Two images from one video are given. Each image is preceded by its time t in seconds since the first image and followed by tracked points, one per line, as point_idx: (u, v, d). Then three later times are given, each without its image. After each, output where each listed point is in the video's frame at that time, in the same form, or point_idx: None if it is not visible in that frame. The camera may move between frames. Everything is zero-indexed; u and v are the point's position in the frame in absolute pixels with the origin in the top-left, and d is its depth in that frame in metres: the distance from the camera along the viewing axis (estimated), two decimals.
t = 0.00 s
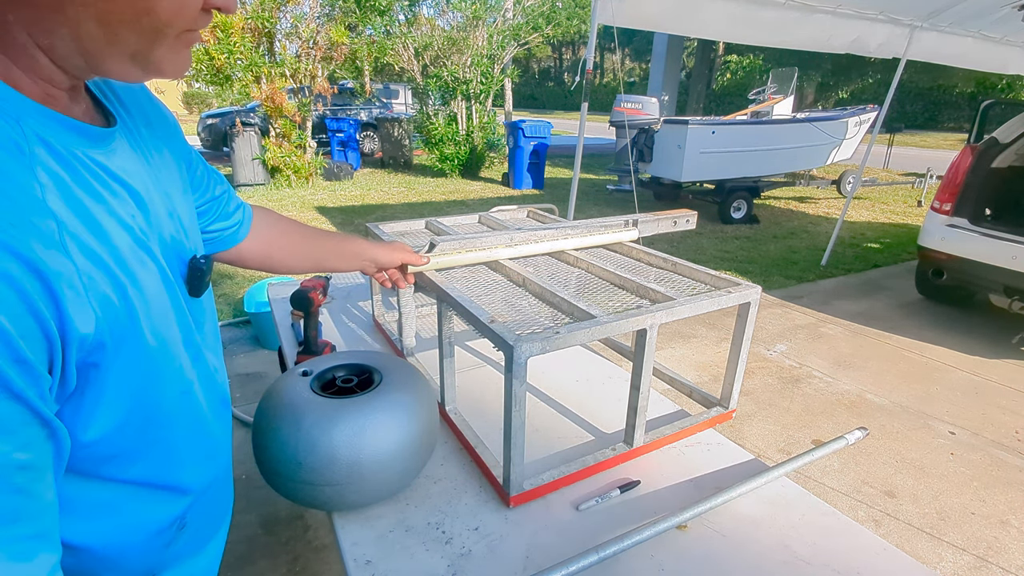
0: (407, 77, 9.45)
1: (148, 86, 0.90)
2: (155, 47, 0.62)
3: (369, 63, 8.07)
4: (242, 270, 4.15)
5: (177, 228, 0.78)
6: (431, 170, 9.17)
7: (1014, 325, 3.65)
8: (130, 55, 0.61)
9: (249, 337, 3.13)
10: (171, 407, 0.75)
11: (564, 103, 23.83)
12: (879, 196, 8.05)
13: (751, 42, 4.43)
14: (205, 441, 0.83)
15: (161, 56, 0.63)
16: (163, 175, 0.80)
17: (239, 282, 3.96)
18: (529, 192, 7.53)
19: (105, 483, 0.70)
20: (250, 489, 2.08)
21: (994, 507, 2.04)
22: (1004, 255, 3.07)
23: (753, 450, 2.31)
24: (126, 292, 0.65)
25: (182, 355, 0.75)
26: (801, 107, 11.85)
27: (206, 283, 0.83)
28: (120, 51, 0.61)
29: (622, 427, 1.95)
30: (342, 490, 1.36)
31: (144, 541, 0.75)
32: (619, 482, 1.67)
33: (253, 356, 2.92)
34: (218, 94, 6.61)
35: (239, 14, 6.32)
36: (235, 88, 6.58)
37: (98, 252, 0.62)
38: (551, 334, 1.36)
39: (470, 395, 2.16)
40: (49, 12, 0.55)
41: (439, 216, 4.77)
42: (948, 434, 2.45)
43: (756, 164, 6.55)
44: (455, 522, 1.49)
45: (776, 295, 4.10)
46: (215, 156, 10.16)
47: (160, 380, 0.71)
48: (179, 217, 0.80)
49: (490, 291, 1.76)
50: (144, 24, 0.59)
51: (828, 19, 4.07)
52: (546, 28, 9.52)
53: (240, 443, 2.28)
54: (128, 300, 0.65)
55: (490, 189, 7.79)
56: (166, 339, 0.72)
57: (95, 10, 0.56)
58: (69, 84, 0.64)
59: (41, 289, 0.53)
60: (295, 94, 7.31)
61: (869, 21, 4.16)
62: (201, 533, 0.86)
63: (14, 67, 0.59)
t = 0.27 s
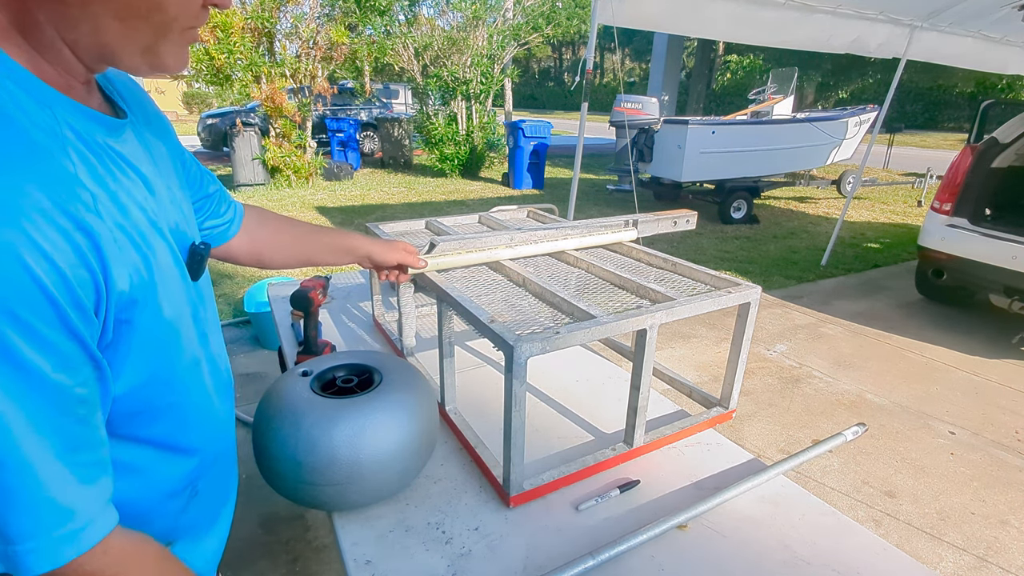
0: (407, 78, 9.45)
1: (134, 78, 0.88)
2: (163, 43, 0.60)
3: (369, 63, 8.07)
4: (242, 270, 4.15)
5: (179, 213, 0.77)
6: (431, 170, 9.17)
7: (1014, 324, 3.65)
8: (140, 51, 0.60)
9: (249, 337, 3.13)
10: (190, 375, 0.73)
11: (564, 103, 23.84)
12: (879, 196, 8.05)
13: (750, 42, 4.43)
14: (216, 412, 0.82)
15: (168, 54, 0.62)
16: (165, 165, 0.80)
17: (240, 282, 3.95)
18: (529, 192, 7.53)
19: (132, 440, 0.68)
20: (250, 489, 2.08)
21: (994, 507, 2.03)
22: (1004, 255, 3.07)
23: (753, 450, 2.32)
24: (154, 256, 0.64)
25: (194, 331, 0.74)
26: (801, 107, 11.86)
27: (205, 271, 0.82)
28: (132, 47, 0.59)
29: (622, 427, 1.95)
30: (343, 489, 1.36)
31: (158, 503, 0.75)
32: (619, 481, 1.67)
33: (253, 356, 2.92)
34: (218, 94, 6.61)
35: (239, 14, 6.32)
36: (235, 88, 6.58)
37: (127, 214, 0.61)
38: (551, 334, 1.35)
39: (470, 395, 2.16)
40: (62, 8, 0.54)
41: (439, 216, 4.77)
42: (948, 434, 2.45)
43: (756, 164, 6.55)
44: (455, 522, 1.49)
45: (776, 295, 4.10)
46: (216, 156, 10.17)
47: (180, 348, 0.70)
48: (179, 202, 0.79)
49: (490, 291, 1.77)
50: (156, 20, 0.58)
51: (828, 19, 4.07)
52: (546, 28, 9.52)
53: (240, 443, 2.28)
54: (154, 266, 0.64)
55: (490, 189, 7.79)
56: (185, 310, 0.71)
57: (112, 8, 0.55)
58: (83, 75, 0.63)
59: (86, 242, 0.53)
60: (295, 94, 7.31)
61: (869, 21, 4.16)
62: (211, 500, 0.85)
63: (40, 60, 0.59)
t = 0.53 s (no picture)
0: (407, 78, 9.45)
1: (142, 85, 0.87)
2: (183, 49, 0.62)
3: (369, 62, 8.06)
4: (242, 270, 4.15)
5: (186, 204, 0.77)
6: (431, 170, 9.17)
7: (1014, 324, 3.65)
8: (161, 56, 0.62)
9: (249, 337, 3.13)
10: (203, 350, 0.73)
11: (564, 103, 23.83)
12: (879, 196, 8.05)
13: (750, 42, 4.43)
14: (222, 389, 0.82)
15: (186, 61, 0.65)
16: (169, 157, 0.79)
17: (240, 282, 3.95)
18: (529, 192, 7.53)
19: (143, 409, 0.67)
20: (250, 490, 2.08)
21: (994, 507, 2.04)
22: (1004, 255, 3.07)
23: (753, 450, 2.32)
24: (174, 230, 0.64)
25: (207, 313, 0.74)
26: (801, 106, 11.86)
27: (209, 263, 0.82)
28: (153, 53, 0.61)
29: (622, 427, 1.95)
30: (343, 489, 1.36)
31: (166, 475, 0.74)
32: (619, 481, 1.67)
33: (253, 356, 2.92)
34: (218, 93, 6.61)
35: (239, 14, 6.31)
36: (235, 88, 6.58)
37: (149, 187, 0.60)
38: (551, 334, 1.35)
39: (470, 395, 2.16)
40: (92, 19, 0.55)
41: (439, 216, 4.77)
42: (948, 434, 2.45)
43: (756, 164, 6.55)
44: (455, 522, 1.49)
45: (776, 295, 4.10)
46: (216, 156, 10.17)
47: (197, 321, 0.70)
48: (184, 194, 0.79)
49: (490, 291, 1.77)
50: (178, 28, 0.59)
51: (828, 19, 4.07)
52: (546, 28, 9.51)
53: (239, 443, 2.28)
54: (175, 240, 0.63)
55: (490, 189, 7.79)
56: (200, 287, 0.70)
57: (139, 18, 0.56)
58: (110, 83, 0.64)
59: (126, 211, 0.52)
60: (295, 94, 7.31)
61: (869, 21, 4.16)
62: (217, 475, 0.85)
63: (74, 63, 0.59)
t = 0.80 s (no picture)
0: (407, 78, 9.45)
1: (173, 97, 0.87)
2: (214, 55, 0.66)
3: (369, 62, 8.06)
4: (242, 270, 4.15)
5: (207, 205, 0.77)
6: (431, 170, 9.16)
7: (1014, 324, 3.64)
8: (192, 62, 0.65)
9: (249, 337, 3.13)
10: (223, 345, 0.72)
11: (564, 103, 23.82)
12: (879, 196, 8.05)
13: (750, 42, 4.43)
14: (239, 382, 0.82)
15: (217, 67, 0.69)
16: (186, 153, 0.80)
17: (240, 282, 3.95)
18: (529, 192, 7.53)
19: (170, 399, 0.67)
20: (250, 490, 2.08)
21: (994, 507, 2.04)
22: (1004, 255, 3.08)
23: (753, 450, 2.32)
24: (199, 228, 0.64)
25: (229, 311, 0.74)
26: (801, 106, 11.86)
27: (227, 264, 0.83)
28: (186, 58, 0.64)
29: (622, 427, 1.95)
30: (343, 489, 1.36)
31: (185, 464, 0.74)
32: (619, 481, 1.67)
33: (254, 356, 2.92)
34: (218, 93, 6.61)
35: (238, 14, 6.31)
36: (235, 88, 6.58)
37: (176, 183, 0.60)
38: (551, 334, 1.36)
39: (471, 395, 2.16)
40: (132, 26, 0.59)
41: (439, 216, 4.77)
42: (948, 434, 2.45)
43: (756, 164, 6.55)
44: (455, 522, 1.49)
45: (776, 295, 4.10)
46: (216, 156, 10.17)
47: (220, 317, 0.69)
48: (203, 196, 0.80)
49: (490, 291, 1.77)
50: (211, 35, 0.63)
51: (828, 19, 4.08)
52: (546, 28, 9.51)
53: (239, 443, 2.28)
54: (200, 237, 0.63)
55: (490, 189, 7.78)
56: (220, 284, 0.71)
57: (177, 24, 0.60)
58: (142, 86, 0.67)
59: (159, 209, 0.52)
60: (295, 94, 7.31)
61: (869, 21, 4.16)
62: (230, 466, 0.84)
63: (114, 68, 0.62)
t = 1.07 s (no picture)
0: (407, 78, 9.45)
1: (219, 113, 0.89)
2: (270, 61, 0.69)
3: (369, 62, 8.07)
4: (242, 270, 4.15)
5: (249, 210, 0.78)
6: (431, 170, 9.16)
7: (1014, 324, 3.64)
8: (250, 66, 0.68)
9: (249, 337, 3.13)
10: (268, 360, 0.72)
11: (564, 103, 23.82)
12: (879, 196, 8.04)
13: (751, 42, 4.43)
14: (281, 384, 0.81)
15: (271, 74, 0.71)
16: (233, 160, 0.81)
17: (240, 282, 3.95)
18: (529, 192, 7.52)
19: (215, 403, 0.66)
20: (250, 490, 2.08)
21: (994, 507, 2.03)
22: (1004, 255, 3.08)
23: (753, 450, 2.32)
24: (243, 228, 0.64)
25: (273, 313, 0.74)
26: (801, 106, 11.85)
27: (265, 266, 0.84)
28: (244, 62, 0.67)
29: (622, 427, 1.95)
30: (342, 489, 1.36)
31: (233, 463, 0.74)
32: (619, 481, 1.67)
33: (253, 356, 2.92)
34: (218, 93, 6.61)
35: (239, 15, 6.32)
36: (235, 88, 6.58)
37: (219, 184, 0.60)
38: (551, 334, 1.35)
39: (471, 395, 2.16)
40: (196, 29, 0.62)
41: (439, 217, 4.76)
42: (948, 434, 2.45)
43: (756, 164, 6.55)
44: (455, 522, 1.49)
45: (776, 295, 4.10)
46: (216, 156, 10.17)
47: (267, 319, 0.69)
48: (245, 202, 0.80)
49: (490, 291, 1.77)
50: (270, 41, 0.66)
51: (828, 19, 4.08)
52: (546, 28, 9.52)
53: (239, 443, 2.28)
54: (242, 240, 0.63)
55: (490, 189, 7.78)
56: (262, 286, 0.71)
57: (239, 30, 0.63)
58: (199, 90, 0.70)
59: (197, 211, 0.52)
60: (295, 94, 7.32)
61: (869, 20, 4.17)
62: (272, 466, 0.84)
63: (174, 71, 0.65)
